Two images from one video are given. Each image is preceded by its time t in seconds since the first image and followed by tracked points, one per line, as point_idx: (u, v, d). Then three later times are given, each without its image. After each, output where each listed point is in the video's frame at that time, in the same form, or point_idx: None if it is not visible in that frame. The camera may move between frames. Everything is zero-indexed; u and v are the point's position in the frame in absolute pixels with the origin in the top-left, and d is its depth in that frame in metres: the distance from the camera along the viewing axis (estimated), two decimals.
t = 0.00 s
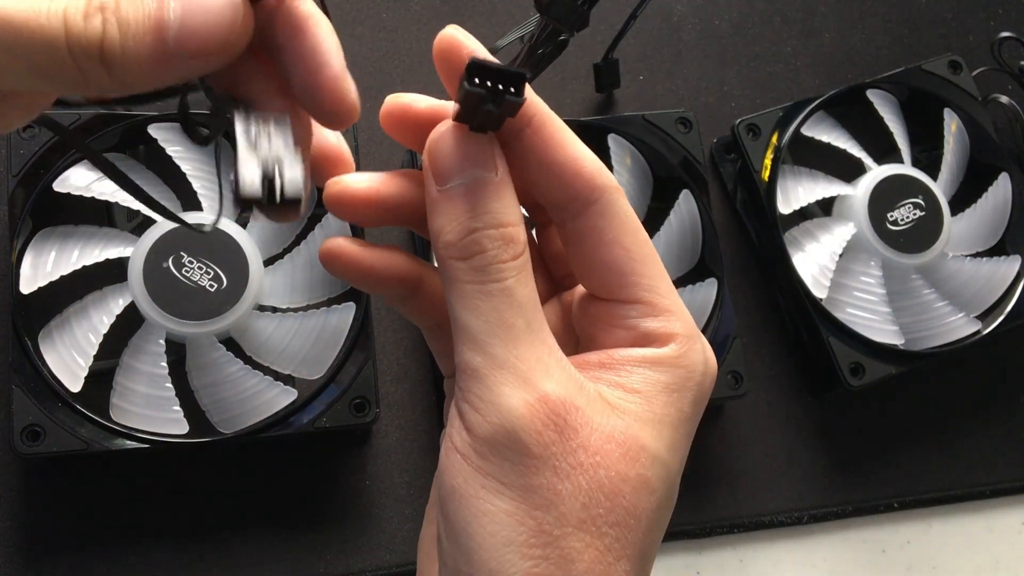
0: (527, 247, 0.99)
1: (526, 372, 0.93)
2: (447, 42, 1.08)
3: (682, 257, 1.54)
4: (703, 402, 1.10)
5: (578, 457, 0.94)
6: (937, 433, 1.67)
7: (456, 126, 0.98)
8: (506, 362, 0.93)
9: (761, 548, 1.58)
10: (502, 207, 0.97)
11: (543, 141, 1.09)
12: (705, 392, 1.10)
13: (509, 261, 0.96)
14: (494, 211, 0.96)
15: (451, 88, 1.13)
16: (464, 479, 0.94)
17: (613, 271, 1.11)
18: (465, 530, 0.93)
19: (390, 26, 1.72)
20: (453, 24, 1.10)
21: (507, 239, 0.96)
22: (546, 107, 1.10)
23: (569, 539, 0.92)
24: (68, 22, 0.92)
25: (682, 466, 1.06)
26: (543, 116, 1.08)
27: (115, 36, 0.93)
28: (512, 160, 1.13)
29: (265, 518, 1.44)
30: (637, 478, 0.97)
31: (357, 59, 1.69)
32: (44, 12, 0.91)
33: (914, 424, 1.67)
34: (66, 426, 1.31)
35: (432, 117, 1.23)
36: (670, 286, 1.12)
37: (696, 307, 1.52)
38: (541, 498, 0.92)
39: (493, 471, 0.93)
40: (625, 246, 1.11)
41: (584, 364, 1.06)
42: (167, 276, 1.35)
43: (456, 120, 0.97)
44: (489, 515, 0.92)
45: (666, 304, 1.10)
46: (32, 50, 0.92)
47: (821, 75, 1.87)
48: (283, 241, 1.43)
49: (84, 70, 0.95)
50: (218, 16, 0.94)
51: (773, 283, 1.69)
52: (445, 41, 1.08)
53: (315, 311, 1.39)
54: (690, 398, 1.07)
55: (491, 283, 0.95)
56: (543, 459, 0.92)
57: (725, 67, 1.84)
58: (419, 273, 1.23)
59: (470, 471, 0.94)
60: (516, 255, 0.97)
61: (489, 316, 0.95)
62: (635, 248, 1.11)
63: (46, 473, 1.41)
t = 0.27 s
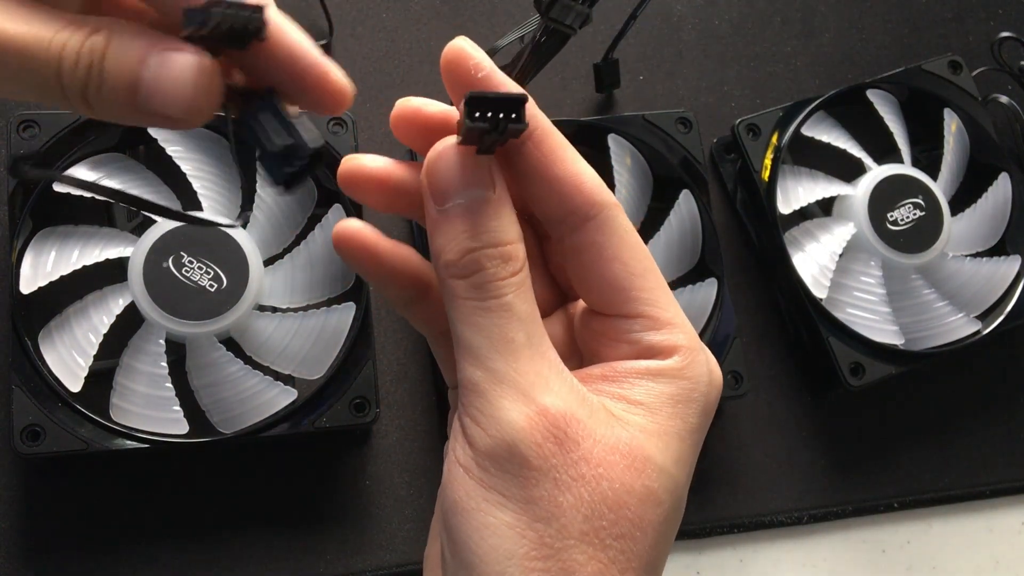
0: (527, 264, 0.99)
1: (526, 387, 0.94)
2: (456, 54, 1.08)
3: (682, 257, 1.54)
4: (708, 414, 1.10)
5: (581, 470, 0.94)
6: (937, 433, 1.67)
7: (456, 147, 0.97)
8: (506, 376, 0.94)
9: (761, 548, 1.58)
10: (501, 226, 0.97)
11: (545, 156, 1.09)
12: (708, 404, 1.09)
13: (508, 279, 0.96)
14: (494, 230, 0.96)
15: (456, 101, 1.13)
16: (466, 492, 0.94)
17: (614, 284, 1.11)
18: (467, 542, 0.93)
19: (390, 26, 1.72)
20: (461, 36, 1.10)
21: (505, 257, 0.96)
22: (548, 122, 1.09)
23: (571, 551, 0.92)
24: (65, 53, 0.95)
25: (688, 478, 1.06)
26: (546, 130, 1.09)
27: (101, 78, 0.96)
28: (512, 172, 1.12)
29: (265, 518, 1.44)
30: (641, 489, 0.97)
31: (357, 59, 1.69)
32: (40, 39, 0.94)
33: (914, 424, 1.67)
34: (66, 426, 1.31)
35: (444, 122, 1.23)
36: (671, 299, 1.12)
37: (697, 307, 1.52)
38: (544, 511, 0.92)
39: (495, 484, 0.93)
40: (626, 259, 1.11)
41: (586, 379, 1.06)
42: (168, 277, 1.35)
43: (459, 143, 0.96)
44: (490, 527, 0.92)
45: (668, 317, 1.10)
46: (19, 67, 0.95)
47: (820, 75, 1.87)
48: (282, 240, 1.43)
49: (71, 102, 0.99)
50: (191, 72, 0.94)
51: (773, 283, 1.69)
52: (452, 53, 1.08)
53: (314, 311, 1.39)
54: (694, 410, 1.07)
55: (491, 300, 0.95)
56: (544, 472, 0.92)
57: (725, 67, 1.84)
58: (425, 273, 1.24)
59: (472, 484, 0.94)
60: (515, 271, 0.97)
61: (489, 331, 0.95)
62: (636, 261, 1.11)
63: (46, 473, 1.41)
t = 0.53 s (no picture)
0: (533, 268, 0.99)
1: (531, 390, 0.94)
2: (469, 51, 1.08)
3: (682, 256, 1.54)
4: (715, 416, 1.09)
5: (587, 473, 0.94)
6: (938, 433, 1.67)
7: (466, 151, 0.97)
8: (511, 379, 0.94)
9: (761, 548, 1.58)
10: (508, 232, 0.97)
11: (552, 159, 1.09)
12: (716, 407, 1.09)
13: (514, 284, 0.96)
14: (500, 234, 0.97)
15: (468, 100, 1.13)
16: (472, 495, 0.95)
17: (619, 287, 1.10)
18: (472, 545, 0.93)
19: (390, 26, 1.72)
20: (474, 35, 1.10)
21: (512, 262, 0.96)
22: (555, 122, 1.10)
23: (576, 554, 0.92)
24: None
25: (694, 481, 1.06)
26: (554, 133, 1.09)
27: (81, 15, 1.01)
28: (519, 174, 1.12)
29: (265, 518, 1.44)
30: (647, 492, 0.97)
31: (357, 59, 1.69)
32: None
33: (915, 425, 1.67)
34: (66, 426, 1.31)
35: (455, 116, 1.23)
36: (677, 302, 1.12)
37: (696, 307, 1.52)
38: (549, 515, 0.92)
39: (501, 487, 0.93)
40: (631, 263, 1.10)
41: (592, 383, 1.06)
42: (168, 277, 1.35)
43: (469, 148, 0.97)
44: (495, 530, 0.92)
45: (673, 320, 1.10)
46: None
47: (820, 75, 1.87)
48: (282, 240, 1.43)
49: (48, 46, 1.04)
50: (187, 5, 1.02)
51: (773, 284, 1.69)
52: (467, 49, 1.08)
53: (315, 311, 1.39)
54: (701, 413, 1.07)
55: (498, 304, 0.96)
56: (549, 474, 0.92)
57: (725, 67, 1.84)
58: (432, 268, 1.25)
59: (478, 487, 0.94)
60: (521, 275, 0.97)
61: (495, 334, 0.95)
62: (641, 265, 1.11)
63: (46, 474, 1.41)
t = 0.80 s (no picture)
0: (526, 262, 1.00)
1: (524, 380, 0.94)
2: (453, 44, 1.08)
3: (683, 256, 1.54)
4: (711, 406, 1.09)
5: (581, 463, 0.94)
6: (937, 433, 1.67)
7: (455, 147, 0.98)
8: (504, 370, 0.94)
9: (761, 548, 1.58)
10: (501, 225, 0.98)
11: (541, 150, 1.09)
12: (712, 397, 1.09)
13: (508, 278, 0.97)
14: (494, 229, 0.97)
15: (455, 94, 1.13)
16: (466, 488, 0.94)
17: (611, 279, 1.10)
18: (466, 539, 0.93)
19: (390, 26, 1.72)
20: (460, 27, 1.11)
21: (505, 255, 0.97)
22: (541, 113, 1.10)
23: (571, 545, 0.92)
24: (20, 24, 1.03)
25: (691, 472, 1.05)
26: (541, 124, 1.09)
27: None
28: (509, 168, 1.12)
29: (265, 518, 1.44)
30: (642, 483, 0.97)
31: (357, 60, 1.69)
32: None
33: (914, 424, 1.67)
34: (66, 427, 1.31)
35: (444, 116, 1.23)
36: (670, 293, 1.12)
37: (697, 307, 1.52)
38: (543, 506, 0.92)
39: (494, 480, 0.93)
40: (621, 254, 1.11)
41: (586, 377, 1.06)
42: (168, 277, 1.35)
43: (456, 142, 0.97)
44: (490, 523, 0.92)
45: (666, 310, 1.10)
46: None
47: (821, 75, 1.87)
48: (283, 240, 1.43)
49: None
50: (129, 62, 0.99)
51: (773, 284, 1.69)
52: (452, 42, 1.08)
53: (314, 311, 1.39)
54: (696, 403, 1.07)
55: (491, 296, 0.97)
56: (541, 465, 0.92)
57: (725, 67, 1.84)
58: (426, 267, 1.24)
59: (471, 480, 0.94)
60: (516, 270, 0.98)
61: (488, 326, 0.96)
62: (632, 255, 1.11)
63: (47, 474, 1.41)
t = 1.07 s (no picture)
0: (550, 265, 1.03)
1: (542, 371, 0.96)
2: (464, 43, 1.07)
3: (683, 256, 1.54)
4: (728, 397, 1.09)
5: (598, 451, 0.94)
6: (938, 433, 1.67)
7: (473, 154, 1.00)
8: (523, 362, 0.97)
9: (761, 548, 1.58)
10: (520, 230, 1.01)
11: (553, 146, 1.10)
12: (730, 388, 1.09)
13: (529, 282, 1.00)
14: (517, 237, 1.01)
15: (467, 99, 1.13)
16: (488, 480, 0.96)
17: (624, 274, 1.10)
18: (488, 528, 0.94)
19: (390, 26, 1.72)
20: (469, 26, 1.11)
21: (524, 258, 1.01)
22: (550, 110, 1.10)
23: (590, 532, 0.92)
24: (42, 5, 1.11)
25: (710, 463, 1.04)
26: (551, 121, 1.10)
27: None
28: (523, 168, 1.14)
29: (265, 518, 1.44)
30: (659, 471, 0.97)
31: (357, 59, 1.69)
32: None
33: (914, 425, 1.67)
34: (66, 427, 1.31)
35: (453, 133, 1.25)
36: (683, 286, 1.12)
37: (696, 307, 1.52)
38: (560, 493, 0.93)
39: (513, 469, 0.94)
40: (634, 247, 1.11)
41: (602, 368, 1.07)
42: (168, 277, 1.34)
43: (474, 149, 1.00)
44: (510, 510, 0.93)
45: (679, 302, 1.09)
46: None
47: (820, 75, 1.87)
48: (283, 241, 1.43)
49: None
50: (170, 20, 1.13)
51: (773, 284, 1.69)
52: (461, 42, 1.07)
53: (315, 311, 1.39)
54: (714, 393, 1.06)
55: (513, 294, 1.00)
56: (558, 453, 0.93)
57: (724, 67, 1.84)
58: (443, 270, 1.25)
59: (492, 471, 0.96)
60: (539, 275, 1.01)
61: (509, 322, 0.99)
62: (646, 248, 1.11)
63: (47, 474, 1.41)
